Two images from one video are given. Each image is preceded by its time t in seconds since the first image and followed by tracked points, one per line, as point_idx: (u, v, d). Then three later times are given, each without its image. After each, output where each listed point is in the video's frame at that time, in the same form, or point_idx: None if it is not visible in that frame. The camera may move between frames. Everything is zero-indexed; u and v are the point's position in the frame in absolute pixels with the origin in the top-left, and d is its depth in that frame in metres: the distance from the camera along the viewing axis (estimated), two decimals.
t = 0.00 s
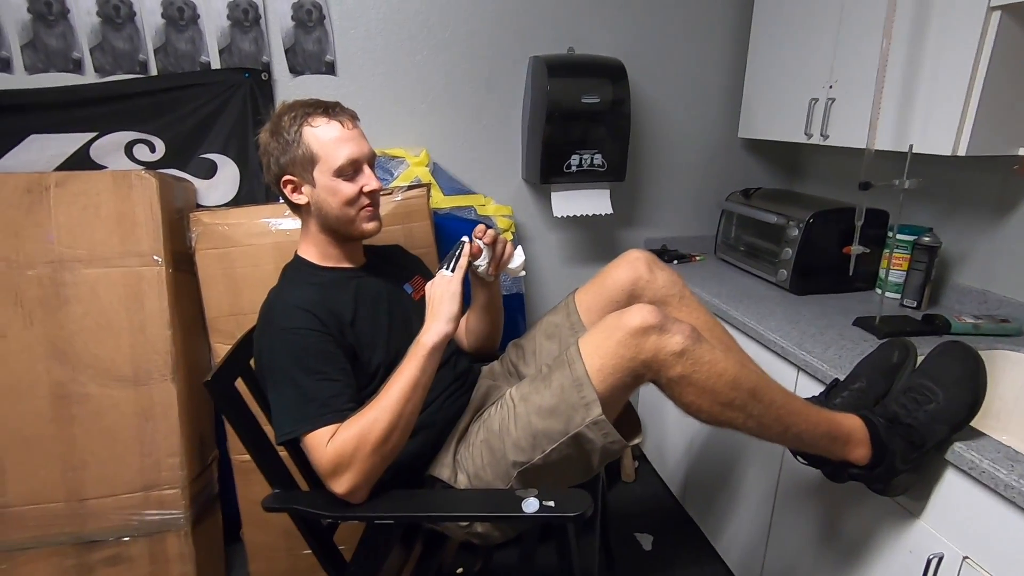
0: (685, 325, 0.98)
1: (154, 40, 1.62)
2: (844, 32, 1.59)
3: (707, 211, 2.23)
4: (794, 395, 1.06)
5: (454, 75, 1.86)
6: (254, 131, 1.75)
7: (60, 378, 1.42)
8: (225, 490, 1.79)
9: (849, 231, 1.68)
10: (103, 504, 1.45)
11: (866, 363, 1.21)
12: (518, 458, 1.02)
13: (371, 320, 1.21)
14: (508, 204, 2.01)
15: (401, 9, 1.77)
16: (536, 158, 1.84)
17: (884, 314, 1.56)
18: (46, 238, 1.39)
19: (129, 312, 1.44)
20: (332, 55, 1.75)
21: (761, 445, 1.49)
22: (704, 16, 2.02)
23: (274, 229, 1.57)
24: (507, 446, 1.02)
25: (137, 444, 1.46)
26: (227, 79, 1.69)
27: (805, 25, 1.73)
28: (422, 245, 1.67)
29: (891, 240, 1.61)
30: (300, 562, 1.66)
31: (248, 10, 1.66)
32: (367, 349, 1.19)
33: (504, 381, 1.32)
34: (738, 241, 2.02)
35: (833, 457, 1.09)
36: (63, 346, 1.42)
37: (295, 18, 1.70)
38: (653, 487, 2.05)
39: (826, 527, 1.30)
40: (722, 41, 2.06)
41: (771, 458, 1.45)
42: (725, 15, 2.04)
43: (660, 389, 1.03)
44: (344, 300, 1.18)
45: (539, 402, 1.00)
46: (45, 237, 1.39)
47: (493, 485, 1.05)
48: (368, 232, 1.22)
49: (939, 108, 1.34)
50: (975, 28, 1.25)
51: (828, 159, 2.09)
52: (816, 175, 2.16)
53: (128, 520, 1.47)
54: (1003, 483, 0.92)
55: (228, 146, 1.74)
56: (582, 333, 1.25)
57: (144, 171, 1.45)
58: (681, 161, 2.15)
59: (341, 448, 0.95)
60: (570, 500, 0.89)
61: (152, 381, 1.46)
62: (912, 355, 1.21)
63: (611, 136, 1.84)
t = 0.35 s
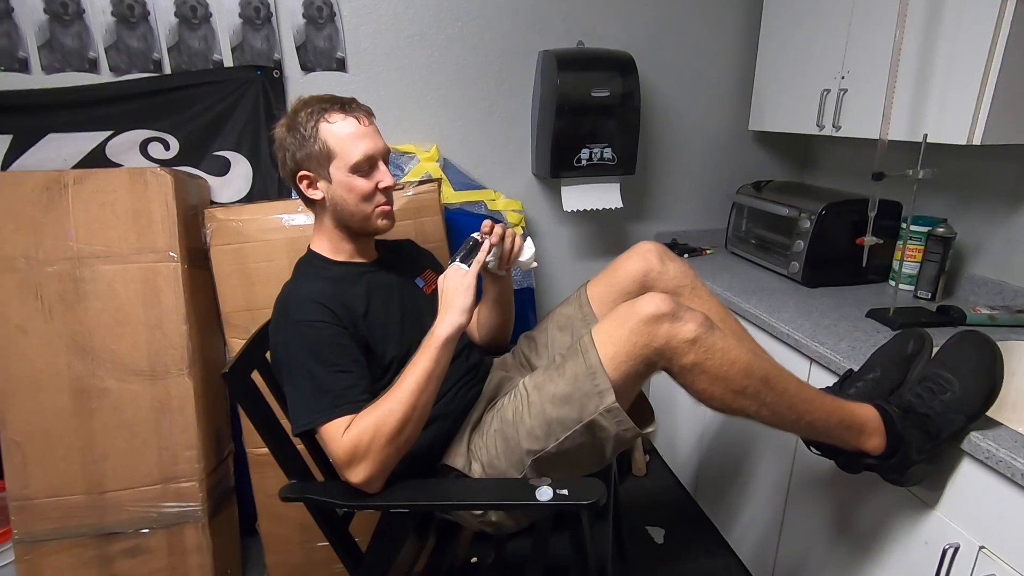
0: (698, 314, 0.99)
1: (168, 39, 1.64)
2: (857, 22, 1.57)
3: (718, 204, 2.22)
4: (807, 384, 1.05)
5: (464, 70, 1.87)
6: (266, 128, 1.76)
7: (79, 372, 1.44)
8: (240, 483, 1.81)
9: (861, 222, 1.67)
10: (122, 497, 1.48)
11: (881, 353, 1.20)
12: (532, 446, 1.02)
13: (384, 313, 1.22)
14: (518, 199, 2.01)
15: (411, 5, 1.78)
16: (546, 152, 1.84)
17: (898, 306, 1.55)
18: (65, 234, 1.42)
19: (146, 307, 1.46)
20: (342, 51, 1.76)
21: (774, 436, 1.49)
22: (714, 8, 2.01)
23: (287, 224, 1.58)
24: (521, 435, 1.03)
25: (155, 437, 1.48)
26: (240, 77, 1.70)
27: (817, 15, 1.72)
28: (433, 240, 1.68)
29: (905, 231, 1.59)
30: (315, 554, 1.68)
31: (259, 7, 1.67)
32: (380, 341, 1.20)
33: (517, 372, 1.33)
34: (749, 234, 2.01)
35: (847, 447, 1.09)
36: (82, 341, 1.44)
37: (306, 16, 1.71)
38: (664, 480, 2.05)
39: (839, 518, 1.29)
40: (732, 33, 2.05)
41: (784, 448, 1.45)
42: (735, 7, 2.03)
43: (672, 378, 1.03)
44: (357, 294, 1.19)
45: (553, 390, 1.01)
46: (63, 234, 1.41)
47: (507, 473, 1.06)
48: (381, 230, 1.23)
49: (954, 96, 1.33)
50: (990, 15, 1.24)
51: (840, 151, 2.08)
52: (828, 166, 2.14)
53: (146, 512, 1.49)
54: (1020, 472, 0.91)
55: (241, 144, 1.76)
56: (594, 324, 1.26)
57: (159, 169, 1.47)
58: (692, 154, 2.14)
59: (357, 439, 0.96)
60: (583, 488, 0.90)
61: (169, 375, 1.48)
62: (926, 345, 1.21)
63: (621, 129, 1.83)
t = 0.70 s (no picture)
0: (690, 314, 1.01)
1: (169, 50, 1.67)
2: (846, 28, 1.60)
3: (713, 208, 2.25)
4: (799, 383, 1.07)
5: (461, 79, 1.90)
6: (266, 137, 1.79)
7: (82, 379, 1.46)
8: (242, 488, 1.83)
9: (854, 225, 1.70)
10: (125, 502, 1.49)
11: (873, 353, 1.22)
12: (528, 446, 1.04)
13: (382, 318, 1.24)
14: (516, 205, 2.03)
15: (408, 15, 1.81)
16: (543, 159, 1.87)
17: (891, 307, 1.57)
18: (68, 243, 1.43)
19: (147, 314, 1.48)
20: (341, 61, 1.79)
21: (769, 436, 1.50)
22: (706, 16, 2.04)
23: (287, 231, 1.60)
24: (517, 435, 1.05)
25: (157, 443, 1.50)
26: (240, 87, 1.73)
27: (807, 21, 1.75)
28: (432, 246, 1.70)
29: (897, 233, 1.61)
30: (316, 559, 1.69)
31: (259, 18, 1.70)
32: (377, 345, 1.22)
33: (513, 374, 1.35)
34: (744, 237, 2.03)
35: (838, 444, 1.11)
36: (85, 348, 1.46)
37: (305, 26, 1.74)
38: (663, 483, 2.06)
39: (834, 516, 1.31)
40: (725, 40, 2.08)
41: (780, 447, 1.47)
42: (728, 14, 2.06)
43: (666, 377, 1.05)
44: (355, 299, 1.21)
45: (549, 391, 1.03)
46: (67, 242, 1.43)
47: (504, 473, 1.07)
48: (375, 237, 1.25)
49: (941, 100, 1.35)
50: (975, 22, 1.27)
51: (833, 155, 2.10)
52: (821, 170, 2.17)
53: (149, 517, 1.50)
54: (1009, 469, 0.93)
55: (242, 153, 1.78)
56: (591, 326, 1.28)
57: (161, 178, 1.49)
58: (687, 159, 2.17)
59: (353, 440, 0.97)
60: (576, 485, 0.92)
61: (171, 382, 1.50)
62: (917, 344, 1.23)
63: (616, 136, 1.86)
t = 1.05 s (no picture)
0: (693, 310, 1.03)
1: (179, 57, 1.69)
2: (850, 37, 1.62)
3: (717, 215, 2.26)
4: (803, 385, 1.08)
5: (468, 86, 1.91)
6: (274, 143, 1.80)
7: (90, 383, 1.47)
8: (247, 493, 1.83)
9: (858, 232, 1.70)
10: (131, 506, 1.50)
11: (880, 360, 1.23)
12: (537, 439, 1.05)
13: (389, 322, 1.25)
14: (521, 211, 2.04)
15: (415, 24, 1.83)
16: (548, 166, 1.88)
17: (895, 314, 1.58)
18: (78, 248, 1.45)
19: (155, 319, 1.49)
20: (349, 68, 1.81)
21: (773, 441, 1.51)
22: (710, 25, 2.06)
23: (295, 237, 1.61)
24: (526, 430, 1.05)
25: (163, 447, 1.50)
26: (249, 94, 1.74)
27: (811, 30, 1.76)
28: (438, 252, 1.71)
29: (901, 241, 1.62)
30: (320, 563, 1.69)
31: (268, 26, 1.72)
32: (384, 349, 1.22)
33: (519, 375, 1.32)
34: (747, 244, 2.04)
35: (842, 447, 1.11)
36: (93, 352, 1.47)
37: (314, 34, 1.76)
38: (667, 490, 2.06)
39: (839, 522, 1.31)
40: (729, 48, 2.10)
41: (784, 450, 1.47)
42: (731, 23, 2.08)
43: (668, 372, 1.05)
44: (363, 302, 1.22)
45: (557, 384, 1.04)
46: (77, 247, 1.45)
47: (512, 470, 1.08)
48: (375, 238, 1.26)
49: (945, 109, 1.36)
50: (978, 31, 1.28)
51: (836, 162, 2.11)
52: (825, 178, 2.18)
53: (154, 521, 1.51)
54: (1016, 475, 0.93)
55: (249, 159, 1.80)
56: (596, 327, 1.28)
57: (170, 184, 1.50)
58: (691, 167, 2.18)
59: (364, 445, 0.97)
60: (583, 490, 0.93)
61: (178, 385, 1.51)
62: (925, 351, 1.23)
63: (621, 142, 1.87)
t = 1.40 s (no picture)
0: (704, 317, 1.03)
1: (199, 64, 1.72)
2: (865, 48, 1.61)
3: (729, 225, 2.25)
4: (815, 395, 1.07)
5: (481, 94, 1.93)
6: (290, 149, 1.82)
7: (106, 383, 1.49)
8: (256, 496, 1.84)
9: (872, 243, 1.69)
10: (143, 507, 1.51)
11: (895, 372, 1.22)
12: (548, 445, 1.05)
13: (401, 327, 1.26)
14: (533, 219, 2.05)
15: (431, 32, 1.85)
16: (561, 174, 1.89)
17: (909, 326, 1.57)
18: (97, 250, 1.47)
19: (171, 321, 1.51)
20: (364, 76, 1.83)
21: (783, 452, 1.50)
22: (724, 36, 2.07)
23: (309, 242, 1.63)
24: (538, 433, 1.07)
25: (175, 449, 1.52)
26: (266, 100, 1.77)
27: (825, 41, 1.76)
28: (450, 258, 1.72)
29: (915, 253, 1.61)
30: (328, 567, 1.69)
31: (287, 34, 1.74)
32: (396, 354, 1.23)
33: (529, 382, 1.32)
34: (759, 255, 2.03)
35: (855, 460, 1.09)
36: (110, 353, 1.49)
37: (331, 42, 1.78)
38: (676, 500, 2.04)
39: (850, 535, 1.30)
40: (742, 59, 2.10)
41: (795, 460, 1.46)
42: (745, 34, 2.08)
43: (680, 379, 1.05)
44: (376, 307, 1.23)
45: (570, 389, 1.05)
46: (96, 249, 1.47)
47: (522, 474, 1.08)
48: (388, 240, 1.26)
49: (961, 121, 1.36)
50: (995, 43, 1.28)
51: (850, 173, 2.11)
52: (839, 189, 2.17)
53: (165, 522, 1.52)
54: None
55: (265, 164, 1.82)
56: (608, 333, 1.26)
57: (188, 188, 1.52)
58: (703, 176, 2.18)
59: (377, 443, 0.99)
60: (593, 497, 0.92)
61: (192, 387, 1.52)
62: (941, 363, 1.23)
63: (633, 151, 1.88)
